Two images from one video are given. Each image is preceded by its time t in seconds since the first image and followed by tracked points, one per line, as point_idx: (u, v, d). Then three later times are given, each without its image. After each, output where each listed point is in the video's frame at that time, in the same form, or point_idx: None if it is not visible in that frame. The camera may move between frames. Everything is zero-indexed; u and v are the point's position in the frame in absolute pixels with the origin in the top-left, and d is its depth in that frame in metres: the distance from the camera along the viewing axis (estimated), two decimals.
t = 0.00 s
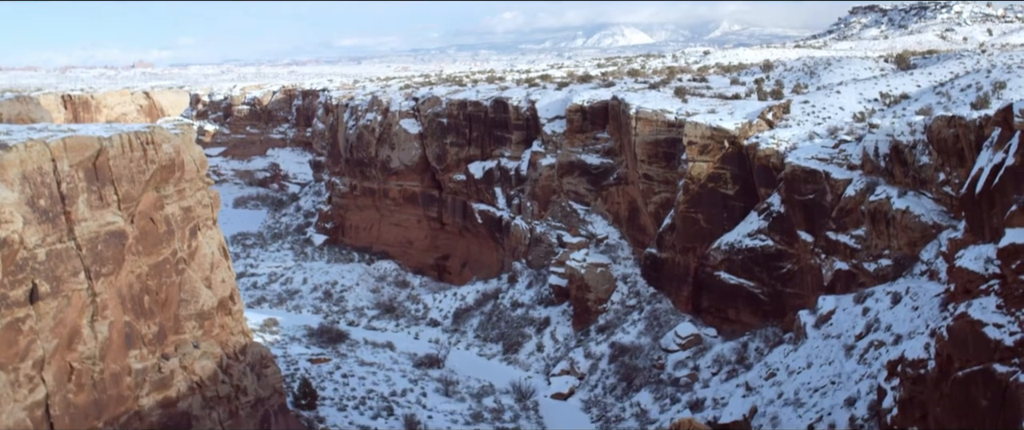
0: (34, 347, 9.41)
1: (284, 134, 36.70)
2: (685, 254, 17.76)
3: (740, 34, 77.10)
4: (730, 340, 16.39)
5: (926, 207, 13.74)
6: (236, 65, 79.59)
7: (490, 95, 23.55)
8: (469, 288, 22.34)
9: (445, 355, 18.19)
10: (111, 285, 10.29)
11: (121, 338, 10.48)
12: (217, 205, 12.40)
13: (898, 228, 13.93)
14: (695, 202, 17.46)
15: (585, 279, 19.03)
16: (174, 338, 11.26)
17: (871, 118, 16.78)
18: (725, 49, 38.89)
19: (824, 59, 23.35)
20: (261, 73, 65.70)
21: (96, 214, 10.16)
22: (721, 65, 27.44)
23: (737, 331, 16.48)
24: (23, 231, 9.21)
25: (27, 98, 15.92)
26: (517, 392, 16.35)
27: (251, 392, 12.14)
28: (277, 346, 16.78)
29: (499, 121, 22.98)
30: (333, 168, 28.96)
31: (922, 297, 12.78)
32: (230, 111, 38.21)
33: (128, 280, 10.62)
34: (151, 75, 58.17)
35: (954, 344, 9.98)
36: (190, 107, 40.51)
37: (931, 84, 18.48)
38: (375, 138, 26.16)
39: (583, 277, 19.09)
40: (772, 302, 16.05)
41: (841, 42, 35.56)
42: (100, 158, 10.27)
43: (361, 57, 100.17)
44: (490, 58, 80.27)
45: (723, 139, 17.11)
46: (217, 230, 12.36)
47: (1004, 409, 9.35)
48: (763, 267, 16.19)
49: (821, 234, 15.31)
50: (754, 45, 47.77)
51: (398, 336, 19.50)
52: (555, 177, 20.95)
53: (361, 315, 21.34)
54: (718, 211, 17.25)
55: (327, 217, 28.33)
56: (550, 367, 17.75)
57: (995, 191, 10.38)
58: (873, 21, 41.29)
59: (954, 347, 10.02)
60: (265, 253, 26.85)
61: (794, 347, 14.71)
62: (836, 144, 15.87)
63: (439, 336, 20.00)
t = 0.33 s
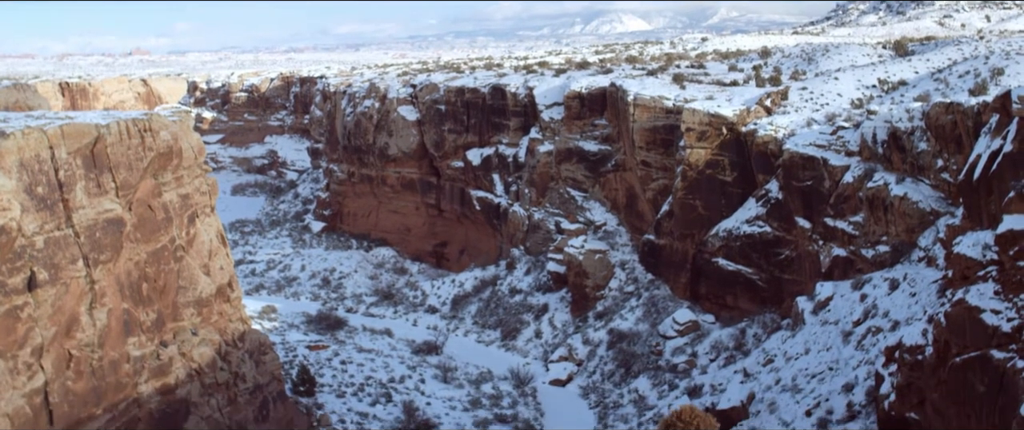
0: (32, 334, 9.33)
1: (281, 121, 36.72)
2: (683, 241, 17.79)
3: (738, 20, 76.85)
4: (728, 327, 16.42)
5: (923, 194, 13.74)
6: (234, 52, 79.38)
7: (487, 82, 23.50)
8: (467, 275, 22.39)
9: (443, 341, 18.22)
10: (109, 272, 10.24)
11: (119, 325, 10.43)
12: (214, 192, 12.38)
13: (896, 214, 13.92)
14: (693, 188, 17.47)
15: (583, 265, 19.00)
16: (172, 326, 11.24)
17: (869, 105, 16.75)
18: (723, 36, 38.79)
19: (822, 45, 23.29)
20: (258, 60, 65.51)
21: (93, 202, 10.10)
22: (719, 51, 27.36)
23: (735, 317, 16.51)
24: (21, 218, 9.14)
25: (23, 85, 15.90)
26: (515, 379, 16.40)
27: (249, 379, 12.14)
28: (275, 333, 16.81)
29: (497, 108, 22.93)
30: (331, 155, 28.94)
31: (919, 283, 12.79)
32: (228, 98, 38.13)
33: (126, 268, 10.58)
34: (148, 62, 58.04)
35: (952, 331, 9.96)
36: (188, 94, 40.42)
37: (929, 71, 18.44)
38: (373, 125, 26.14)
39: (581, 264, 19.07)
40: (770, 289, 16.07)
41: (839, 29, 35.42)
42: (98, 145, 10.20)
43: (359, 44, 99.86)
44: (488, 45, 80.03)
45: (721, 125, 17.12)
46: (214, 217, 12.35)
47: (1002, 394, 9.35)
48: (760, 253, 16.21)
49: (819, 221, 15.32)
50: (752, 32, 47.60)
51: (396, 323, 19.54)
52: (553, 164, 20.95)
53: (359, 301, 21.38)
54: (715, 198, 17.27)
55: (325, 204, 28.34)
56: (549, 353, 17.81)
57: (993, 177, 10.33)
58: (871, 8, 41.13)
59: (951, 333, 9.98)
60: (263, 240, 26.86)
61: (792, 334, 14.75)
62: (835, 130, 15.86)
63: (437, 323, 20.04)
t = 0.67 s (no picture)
0: (30, 321, 9.31)
1: (279, 108, 36.69)
2: (681, 227, 17.81)
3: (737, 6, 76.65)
4: (726, 312, 16.45)
5: (921, 180, 13.74)
6: (232, 39, 79.19)
7: (485, 68, 23.46)
8: (465, 261, 22.43)
9: (441, 327, 18.27)
10: (107, 259, 10.22)
11: (117, 311, 10.41)
12: (212, 179, 12.38)
13: (894, 200, 13.92)
14: (691, 175, 17.48)
15: (581, 252, 18.92)
16: (171, 312, 11.25)
17: (867, 91, 16.72)
18: (721, 22, 38.72)
19: (821, 31, 23.22)
20: (256, 47, 65.33)
21: (91, 189, 10.08)
22: (717, 37, 27.28)
23: (732, 303, 16.54)
24: (18, 205, 9.13)
25: (21, 72, 15.90)
26: (513, 364, 16.44)
27: (248, 365, 12.16)
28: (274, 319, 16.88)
29: (495, 94, 22.90)
30: (329, 141, 28.93)
31: (916, 269, 12.81)
32: (226, 85, 38.11)
33: (125, 254, 10.58)
34: (146, 49, 57.92)
35: (950, 316, 9.88)
36: (186, 81, 40.39)
37: (927, 57, 18.38)
38: (371, 111, 26.13)
39: (579, 250, 18.98)
40: (768, 275, 16.09)
41: (837, 15, 35.32)
42: (96, 132, 10.19)
43: (357, 30, 99.56)
44: (486, 31, 79.79)
45: (719, 111, 17.12)
46: (213, 204, 12.34)
47: (999, 379, 9.28)
48: (758, 239, 16.23)
49: (817, 207, 15.32)
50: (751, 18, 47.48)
51: (395, 309, 19.60)
52: (552, 150, 20.94)
53: (357, 288, 21.45)
54: (713, 184, 17.28)
55: (323, 191, 28.36)
56: (546, 339, 17.86)
57: (991, 164, 10.30)
58: None
59: (949, 320, 9.93)
60: (261, 227, 26.91)
61: (790, 319, 14.78)
62: (833, 116, 15.87)
63: (435, 309, 20.10)
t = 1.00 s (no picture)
0: (29, 303, 9.27)
1: (277, 90, 36.61)
2: (678, 209, 17.83)
3: None
4: (723, 294, 16.50)
5: (918, 162, 13.74)
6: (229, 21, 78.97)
7: (483, 51, 23.38)
8: (463, 243, 22.46)
9: (439, 309, 18.33)
10: (104, 242, 10.18)
11: (115, 293, 10.37)
12: (210, 161, 12.36)
13: (891, 183, 13.93)
14: (689, 157, 17.49)
15: (579, 233, 19.05)
16: (169, 294, 11.27)
17: (865, 73, 16.69)
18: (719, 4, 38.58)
19: (819, 14, 23.14)
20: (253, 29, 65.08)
21: (88, 171, 10.07)
22: (716, 19, 27.19)
23: (730, 285, 16.58)
24: (16, 188, 9.07)
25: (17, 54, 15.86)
26: (511, 346, 16.50)
27: (246, 347, 12.19)
28: (272, 301, 16.94)
29: (493, 76, 22.85)
30: (327, 124, 28.90)
31: (914, 251, 12.82)
32: (223, 67, 38.03)
33: (122, 237, 10.57)
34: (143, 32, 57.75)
35: (946, 298, 9.77)
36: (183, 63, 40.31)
37: (925, 39, 18.32)
38: (369, 94, 26.08)
39: (577, 232, 19.10)
40: (765, 256, 16.11)
41: None
42: (92, 114, 10.16)
43: (356, 12, 99.18)
44: (484, 13, 79.44)
45: (717, 93, 17.11)
46: (210, 186, 12.32)
47: (996, 360, 9.25)
48: (755, 221, 16.26)
49: (814, 189, 15.33)
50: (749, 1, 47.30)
51: (392, 291, 19.66)
52: (550, 132, 20.93)
53: (355, 269, 21.50)
54: (711, 166, 17.28)
55: (321, 173, 28.37)
56: (544, 321, 17.93)
57: (988, 146, 10.28)
58: None
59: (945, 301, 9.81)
60: (259, 209, 26.92)
61: (787, 301, 14.83)
62: (830, 98, 15.87)
63: (433, 291, 20.17)
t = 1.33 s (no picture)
0: (28, 281, 9.14)
1: (275, 69, 36.47)
2: (676, 188, 17.86)
3: None
4: (720, 272, 16.54)
5: (916, 141, 13.74)
6: None
7: (481, 29, 23.31)
8: (461, 221, 22.47)
9: (437, 287, 18.39)
10: (103, 220, 10.15)
11: (114, 271, 10.36)
12: (208, 140, 12.37)
13: (889, 162, 13.93)
14: (686, 135, 17.51)
15: (577, 212, 19.09)
16: (167, 272, 11.29)
17: (863, 52, 16.66)
18: None
19: None
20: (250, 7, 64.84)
21: (86, 150, 10.03)
22: None
23: (727, 263, 16.63)
24: (14, 167, 8.98)
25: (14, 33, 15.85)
26: (509, 324, 16.55)
27: (244, 325, 12.25)
28: (270, 279, 17.01)
29: (491, 55, 22.80)
30: (325, 103, 28.85)
31: (911, 230, 12.85)
32: (221, 46, 37.94)
33: (120, 216, 10.54)
34: (139, 11, 57.53)
35: (943, 276, 9.68)
36: (180, 42, 40.22)
37: (924, 18, 18.26)
38: (367, 72, 26.05)
39: (575, 211, 19.13)
40: (762, 235, 16.16)
41: None
42: (89, 93, 10.09)
43: None
44: None
45: (715, 72, 17.13)
46: (208, 165, 12.34)
47: (992, 339, 9.02)
48: (753, 200, 16.30)
49: (812, 168, 15.34)
50: None
51: (391, 269, 19.72)
52: (548, 111, 20.92)
53: (354, 248, 21.55)
54: (709, 145, 17.31)
55: (319, 152, 28.38)
56: (542, 299, 18.00)
57: (985, 125, 10.25)
58: None
59: (942, 280, 9.72)
60: (257, 188, 26.94)
61: (784, 279, 14.88)
62: (828, 77, 15.83)
63: (431, 269, 20.23)
